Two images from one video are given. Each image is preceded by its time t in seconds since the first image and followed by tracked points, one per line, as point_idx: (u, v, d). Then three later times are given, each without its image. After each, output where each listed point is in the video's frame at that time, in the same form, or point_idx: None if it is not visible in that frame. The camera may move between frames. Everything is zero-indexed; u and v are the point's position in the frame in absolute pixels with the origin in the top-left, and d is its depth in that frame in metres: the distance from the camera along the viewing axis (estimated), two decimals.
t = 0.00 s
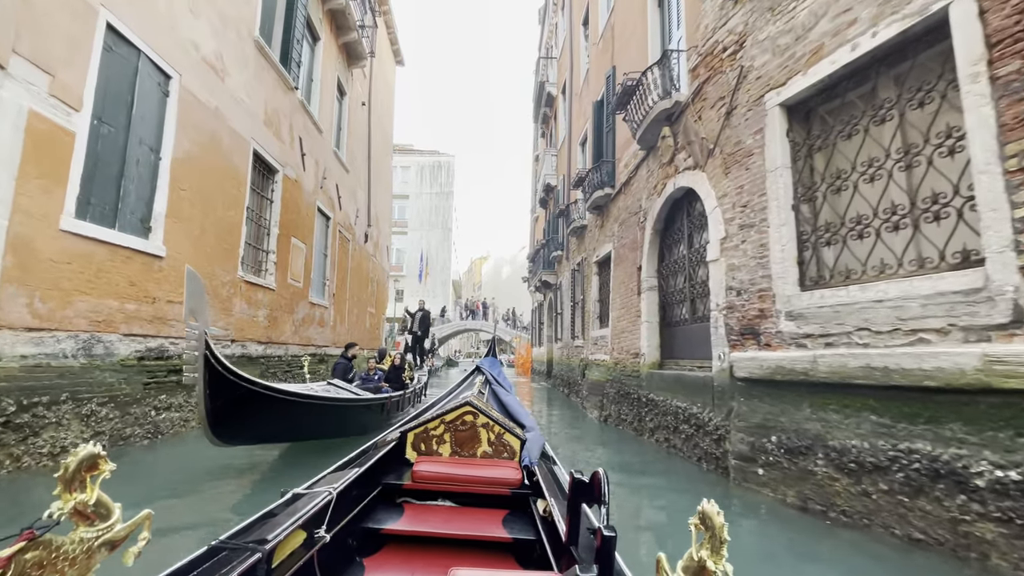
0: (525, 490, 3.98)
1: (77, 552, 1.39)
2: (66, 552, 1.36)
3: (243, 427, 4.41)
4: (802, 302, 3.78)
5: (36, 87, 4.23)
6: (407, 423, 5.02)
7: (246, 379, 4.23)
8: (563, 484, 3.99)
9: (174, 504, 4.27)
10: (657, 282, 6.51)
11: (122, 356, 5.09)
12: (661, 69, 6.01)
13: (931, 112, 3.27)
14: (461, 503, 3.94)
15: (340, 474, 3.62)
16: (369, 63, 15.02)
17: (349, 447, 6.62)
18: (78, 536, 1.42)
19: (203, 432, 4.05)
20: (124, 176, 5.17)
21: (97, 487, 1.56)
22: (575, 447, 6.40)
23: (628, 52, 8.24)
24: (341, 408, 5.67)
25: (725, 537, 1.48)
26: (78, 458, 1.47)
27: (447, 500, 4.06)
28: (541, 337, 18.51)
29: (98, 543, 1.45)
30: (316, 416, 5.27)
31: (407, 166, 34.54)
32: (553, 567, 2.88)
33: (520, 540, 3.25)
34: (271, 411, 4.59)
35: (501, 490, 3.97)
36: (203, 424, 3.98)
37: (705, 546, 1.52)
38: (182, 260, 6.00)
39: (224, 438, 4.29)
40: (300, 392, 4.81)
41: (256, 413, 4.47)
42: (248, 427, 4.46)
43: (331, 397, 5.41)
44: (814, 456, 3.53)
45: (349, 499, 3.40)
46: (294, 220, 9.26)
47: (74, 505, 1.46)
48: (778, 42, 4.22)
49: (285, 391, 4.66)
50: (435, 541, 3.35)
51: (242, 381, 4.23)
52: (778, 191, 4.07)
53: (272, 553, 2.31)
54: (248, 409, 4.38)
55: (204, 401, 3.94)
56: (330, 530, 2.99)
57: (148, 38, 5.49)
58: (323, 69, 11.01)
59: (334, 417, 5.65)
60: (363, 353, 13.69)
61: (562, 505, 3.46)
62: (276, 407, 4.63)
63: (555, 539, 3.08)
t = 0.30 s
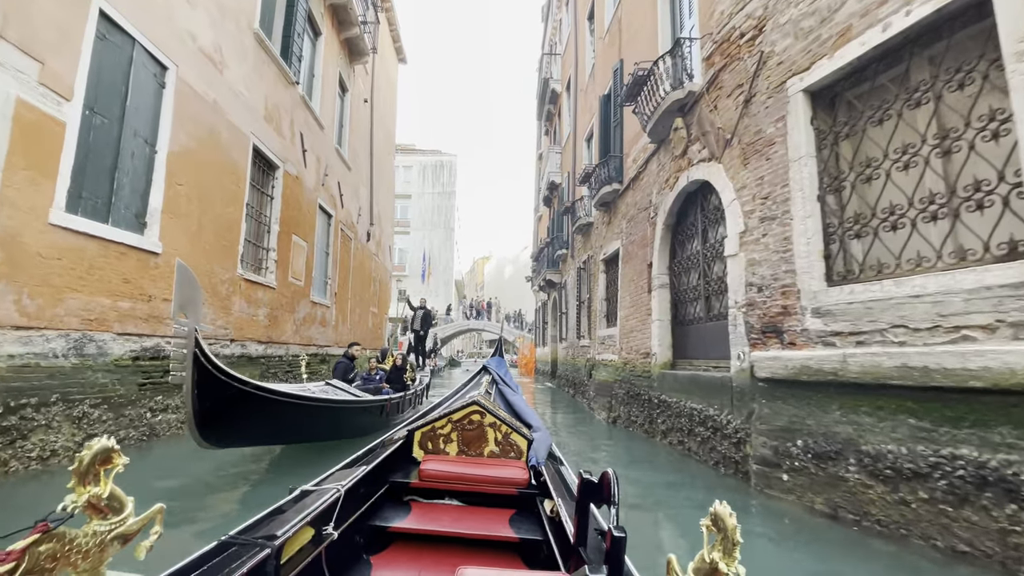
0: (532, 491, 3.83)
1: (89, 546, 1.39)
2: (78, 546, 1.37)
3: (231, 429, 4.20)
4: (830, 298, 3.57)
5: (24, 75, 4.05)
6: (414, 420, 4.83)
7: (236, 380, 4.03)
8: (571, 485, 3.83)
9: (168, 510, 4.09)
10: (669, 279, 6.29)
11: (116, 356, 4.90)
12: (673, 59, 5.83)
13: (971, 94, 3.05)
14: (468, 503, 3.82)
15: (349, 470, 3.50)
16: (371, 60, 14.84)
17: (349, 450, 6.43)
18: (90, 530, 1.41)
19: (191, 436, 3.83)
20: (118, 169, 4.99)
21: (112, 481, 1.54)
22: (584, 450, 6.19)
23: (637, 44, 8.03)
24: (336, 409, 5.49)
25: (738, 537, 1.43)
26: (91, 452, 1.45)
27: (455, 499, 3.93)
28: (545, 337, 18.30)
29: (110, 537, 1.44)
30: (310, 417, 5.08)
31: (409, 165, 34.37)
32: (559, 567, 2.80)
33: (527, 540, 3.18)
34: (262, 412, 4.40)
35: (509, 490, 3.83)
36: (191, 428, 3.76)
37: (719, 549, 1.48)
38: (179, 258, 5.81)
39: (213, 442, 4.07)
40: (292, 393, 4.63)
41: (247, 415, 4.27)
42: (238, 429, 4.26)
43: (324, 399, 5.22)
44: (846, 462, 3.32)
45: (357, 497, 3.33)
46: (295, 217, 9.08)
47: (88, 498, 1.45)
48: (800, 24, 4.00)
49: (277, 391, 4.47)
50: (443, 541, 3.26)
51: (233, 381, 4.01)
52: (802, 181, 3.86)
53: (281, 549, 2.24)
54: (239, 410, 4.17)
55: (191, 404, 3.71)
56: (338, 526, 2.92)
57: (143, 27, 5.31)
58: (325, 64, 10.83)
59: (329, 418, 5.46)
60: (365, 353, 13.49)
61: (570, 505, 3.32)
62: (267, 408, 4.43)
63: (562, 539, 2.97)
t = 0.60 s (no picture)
0: (540, 492, 3.74)
1: (110, 537, 1.67)
2: (100, 537, 1.63)
3: (224, 432, 4.02)
4: (860, 295, 3.36)
5: (14, 63, 3.89)
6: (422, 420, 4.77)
7: (227, 379, 3.86)
8: (580, 487, 3.72)
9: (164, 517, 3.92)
10: (681, 278, 6.08)
11: (112, 356, 4.73)
12: (685, 50, 5.66)
13: (1016, 76, 2.85)
14: (476, 503, 3.77)
15: (358, 467, 3.52)
16: (374, 57, 14.69)
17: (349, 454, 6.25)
18: (112, 522, 1.70)
19: (182, 440, 3.65)
20: (113, 162, 4.82)
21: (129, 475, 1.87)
22: (593, 454, 5.99)
23: (646, 37, 7.83)
24: (332, 411, 5.32)
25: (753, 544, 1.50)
26: (115, 447, 1.75)
27: (462, 498, 3.89)
28: (550, 337, 18.08)
29: (130, 529, 1.75)
30: (307, 418, 4.92)
31: (413, 165, 34.24)
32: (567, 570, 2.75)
33: (535, 541, 3.14)
34: (256, 413, 4.23)
35: (517, 491, 3.76)
36: (181, 432, 3.57)
37: (732, 555, 1.54)
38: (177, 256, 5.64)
39: (206, 446, 3.89)
40: (285, 392, 4.47)
41: (240, 416, 4.10)
42: (231, 432, 4.09)
43: (319, 400, 5.06)
44: (880, 469, 3.12)
45: (368, 494, 3.37)
46: (298, 215, 8.93)
47: (110, 490, 1.77)
48: (826, 7, 3.80)
49: (271, 391, 4.30)
50: (451, 540, 3.25)
51: (224, 381, 3.84)
52: (829, 172, 3.66)
53: (293, 545, 2.30)
54: (231, 412, 4.00)
55: (181, 406, 3.54)
56: (348, 523, 2.95)
57: (140, 18, 5.15)
58: (327, 60, 10.66)
59: (326, 420, 5.30)
60: (369, 354, 13.31)
61: (580, 507, 3.24)
62: (261, 409, 4.27)
63: (570, 543, 2.92)
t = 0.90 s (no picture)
0: (546, 492, 3.75)
1: (121, 531, 1.74)
2: (110, 531, 1.70)
3: (216, 433, 3.85)
4: (892, 289, 3.16)
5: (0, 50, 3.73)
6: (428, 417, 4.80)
7: (220, 379, 3.69)
8: (585, 486, 3.72)
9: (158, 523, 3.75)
10: (694, 274, 5.88)
11: (105, 356, 4.57)
12: (697, 39, 5.41)
13: None
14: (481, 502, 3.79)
15: (366, 465, 3.60)
16: (377, 54, 14.53)
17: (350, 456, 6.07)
18: (123, 516, 1.77)
19: (171, 443, 3.49)
20: (106, 156, 4.66)
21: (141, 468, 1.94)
22: (603, 457, 5.79)
23: (656, 28, 7.61)
24: (331, 411, 5.16)
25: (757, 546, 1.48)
26: (125, 441, 1.83)
27: (468, 497, 3.92)
28: (555, 337, 17.86)
29: (139, 522, 1.82)
30: (304, 419, 4.76)
31: (416, 165, 34.08)
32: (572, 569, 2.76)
33: (540, 541, 3.15)
34: (250, 414, 4.07)
35: (522, 491, 3.78)
36: (170, 435, 3.41)
37: (740, 559, 1.51)
38: (173, 252, 5.47)
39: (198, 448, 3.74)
40: (282, 392, 4.30)
41: (234, 417, 3.95)
42: (224, 433, 3.93)
43: (319, 401, 4.90)
44: (916, 475, 2.91)
45: (375, 491, 3.44)
46: (300, 213, 8.78)
47: (120, 485, 1.82)
48: None
49: (266, 391, 4.14)
50: (456, 539, 3.28)
51: (217, 381, 3.67)
52: (857, 160, 3.46)
53: (300, 541, 2.36)
54: (225, 412, 3.84)
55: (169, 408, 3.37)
56: (355, 521, 3.02)
57: (135, 7, 4.99)
58: (330, 56, 10.50)
59: (325, 420, 5.14)
60: (372, 354, 13.14)
61: (585, 508, 3.26)
62: (256, 410, 4.10)
63: (576, 543, 2.92)
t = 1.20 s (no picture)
0: (554, 492, 3.67)
1: (132, 525, 1.77)
2: (122, 526, 1.73)
3: (206, 436, 3.69)
4: (929, 284, 2.95)
5: None
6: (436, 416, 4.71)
7: (210, 382, 3.52)
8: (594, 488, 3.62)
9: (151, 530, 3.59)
10: (708, 271, 5.67)
11: (99, 355, 4.42)
12: (710, 26, 5.20)
13: None
14: (488, 501, 3.73)
15: (373, 463, 3.52)
16: (381, 51, 14.37)
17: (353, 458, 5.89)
18: (134, 511, 1.81)
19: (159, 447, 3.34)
20: (100, 148, 4.50)
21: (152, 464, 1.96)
22: (613, 460, 5.59)
23: (666, 18, 7.40)
24: (331, 412, 4.98)
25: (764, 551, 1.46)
26: (136, 437, 1.86)
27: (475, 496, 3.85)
28: (560, 336, 17.65)
29: (151, 517, 1.86)
30: (303, 421, 4.59)
31: (420, 164, 33.93)
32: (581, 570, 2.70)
33: (547, 541, 3.07)
34: (245, 417, 3.90)
35: (530, 490, 3.70)
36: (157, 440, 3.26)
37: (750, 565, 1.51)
38: (171, 248, 5.30)
39: (188, 451, 3.60)
40: (278, 394, 4.12)
41: (228, 420, 3.79)
42: (217, 436, 3.78)
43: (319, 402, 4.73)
44: (958, 483, 2.70)
45: (382, 490, 3.37)
46: (302, 210, 8.62)
47: (132, 480, 1.85)
48: None
49: (262, 393, 3.95)
50: (462, 538, 3.23)
51: (207, 383, 3.51)
52: (889, 147, 3.26)
53: (308, 538, 2.32)
54: (216, 415, 3.68)
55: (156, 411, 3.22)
56: (362, 519, 2.95)
57: None
58: (332, 51, 10.34)
59: (325, 421, 4.97)
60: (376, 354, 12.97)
61: (592, 508, 3.20)
62: (250, 412, 3.93)
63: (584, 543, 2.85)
